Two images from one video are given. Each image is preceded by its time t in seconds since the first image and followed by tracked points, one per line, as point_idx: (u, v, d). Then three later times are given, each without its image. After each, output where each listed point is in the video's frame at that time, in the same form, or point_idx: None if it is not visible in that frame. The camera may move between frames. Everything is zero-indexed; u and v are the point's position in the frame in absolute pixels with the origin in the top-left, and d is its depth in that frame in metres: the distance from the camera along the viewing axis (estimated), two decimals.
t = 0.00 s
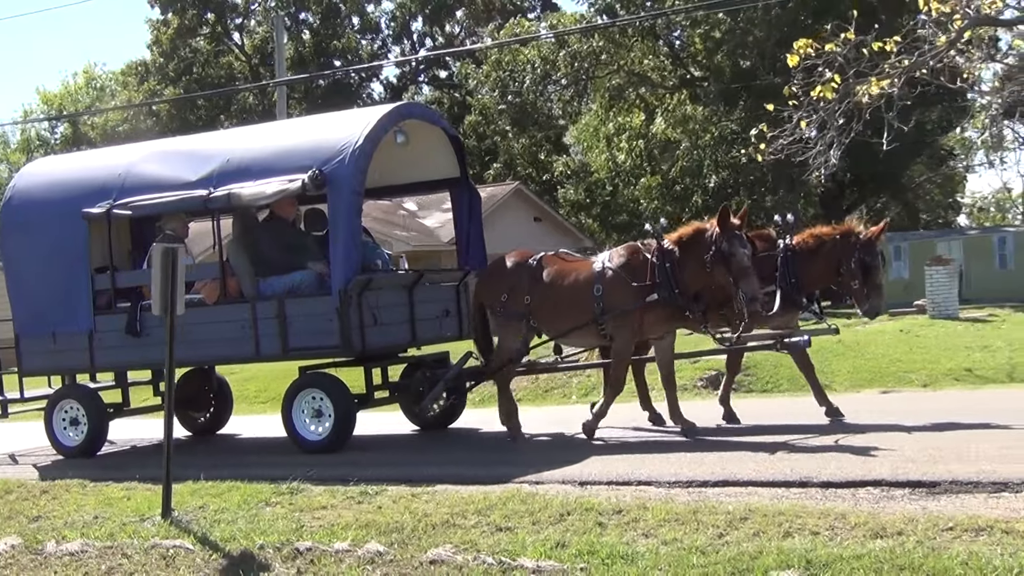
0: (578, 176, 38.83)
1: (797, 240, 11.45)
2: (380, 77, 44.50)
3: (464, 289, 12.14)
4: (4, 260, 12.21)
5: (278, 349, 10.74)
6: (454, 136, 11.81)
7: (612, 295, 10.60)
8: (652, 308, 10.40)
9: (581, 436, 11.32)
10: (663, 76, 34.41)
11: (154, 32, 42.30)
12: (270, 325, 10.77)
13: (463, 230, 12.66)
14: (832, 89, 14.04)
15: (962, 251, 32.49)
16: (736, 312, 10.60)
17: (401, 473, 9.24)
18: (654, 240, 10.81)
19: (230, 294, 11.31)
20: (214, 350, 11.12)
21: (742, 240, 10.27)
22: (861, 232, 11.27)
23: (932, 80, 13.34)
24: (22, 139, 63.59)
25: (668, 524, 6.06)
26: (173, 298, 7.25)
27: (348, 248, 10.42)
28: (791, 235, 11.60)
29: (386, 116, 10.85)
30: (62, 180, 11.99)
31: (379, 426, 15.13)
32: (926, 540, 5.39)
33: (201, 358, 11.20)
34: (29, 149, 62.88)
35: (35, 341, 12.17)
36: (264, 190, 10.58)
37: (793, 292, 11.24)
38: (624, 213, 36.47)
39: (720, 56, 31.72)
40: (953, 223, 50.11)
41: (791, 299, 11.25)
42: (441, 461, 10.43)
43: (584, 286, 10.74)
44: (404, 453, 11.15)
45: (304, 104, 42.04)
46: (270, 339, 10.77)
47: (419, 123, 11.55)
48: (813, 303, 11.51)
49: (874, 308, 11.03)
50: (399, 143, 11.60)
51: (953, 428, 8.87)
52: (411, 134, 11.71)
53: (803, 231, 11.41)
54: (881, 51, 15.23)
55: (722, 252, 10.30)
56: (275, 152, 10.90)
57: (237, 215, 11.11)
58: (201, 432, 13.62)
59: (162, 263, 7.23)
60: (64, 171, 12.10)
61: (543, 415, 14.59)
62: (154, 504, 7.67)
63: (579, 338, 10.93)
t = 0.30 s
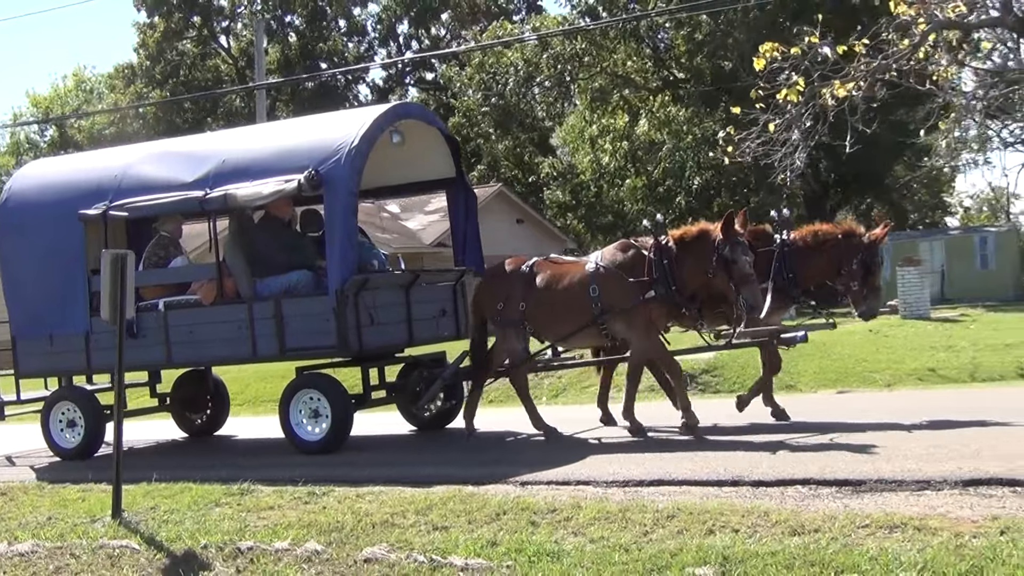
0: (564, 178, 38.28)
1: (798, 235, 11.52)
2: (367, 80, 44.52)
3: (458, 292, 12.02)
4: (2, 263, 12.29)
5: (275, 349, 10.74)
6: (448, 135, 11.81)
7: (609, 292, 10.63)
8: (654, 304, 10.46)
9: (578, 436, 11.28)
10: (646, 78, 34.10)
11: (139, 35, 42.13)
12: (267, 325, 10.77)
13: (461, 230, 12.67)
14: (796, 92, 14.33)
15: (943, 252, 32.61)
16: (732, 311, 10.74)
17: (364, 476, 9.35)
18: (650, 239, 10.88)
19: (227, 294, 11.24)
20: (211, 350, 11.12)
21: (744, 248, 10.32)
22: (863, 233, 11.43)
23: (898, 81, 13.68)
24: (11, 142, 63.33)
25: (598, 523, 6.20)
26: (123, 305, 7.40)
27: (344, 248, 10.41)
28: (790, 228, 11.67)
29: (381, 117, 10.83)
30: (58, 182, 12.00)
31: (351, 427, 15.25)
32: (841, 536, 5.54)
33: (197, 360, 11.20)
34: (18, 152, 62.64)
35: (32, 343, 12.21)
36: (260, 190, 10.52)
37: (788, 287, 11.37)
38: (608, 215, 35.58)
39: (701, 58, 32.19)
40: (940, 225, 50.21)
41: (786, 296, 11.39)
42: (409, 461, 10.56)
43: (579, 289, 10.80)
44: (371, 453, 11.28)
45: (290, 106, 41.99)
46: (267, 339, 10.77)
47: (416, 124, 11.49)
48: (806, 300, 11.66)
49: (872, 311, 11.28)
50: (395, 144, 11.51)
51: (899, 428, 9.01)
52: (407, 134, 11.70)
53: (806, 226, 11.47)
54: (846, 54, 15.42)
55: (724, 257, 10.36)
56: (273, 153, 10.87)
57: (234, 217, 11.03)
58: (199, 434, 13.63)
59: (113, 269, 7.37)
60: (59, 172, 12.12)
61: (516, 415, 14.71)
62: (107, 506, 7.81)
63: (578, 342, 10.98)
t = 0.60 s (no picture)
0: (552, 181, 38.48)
1: (793, 234, 11.27)
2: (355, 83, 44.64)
3: (459, 291, 11.92)
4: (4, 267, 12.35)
5: (274, 353, 10.63)
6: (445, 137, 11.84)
7: (608, 292, 10.51)
8: (652, 306, 10.32)
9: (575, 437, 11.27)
10: (630, 81, 34.19)
11: (129, 41, 42.23)
12: (265, 329, 10.66)
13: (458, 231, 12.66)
14: (763, 98, 14.60)
15: (927, 252, 32.73)
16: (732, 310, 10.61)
17: (327, 481, 9.47)
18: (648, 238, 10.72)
19: (226, 298, 11.16)
20: (209, 354, 11.05)
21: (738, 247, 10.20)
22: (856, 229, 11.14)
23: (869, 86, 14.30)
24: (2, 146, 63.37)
25: (532, 524, 6.36)
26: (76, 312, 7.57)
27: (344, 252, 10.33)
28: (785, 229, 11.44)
29: (380, 119, 10.74)
30: (58, 187, 12.06)
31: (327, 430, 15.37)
32: (762, 536, 5.69)
33: (195, 364, 11.15)
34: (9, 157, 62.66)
35: (31, 347, 12.27)
36: (258, 194, 10.41)
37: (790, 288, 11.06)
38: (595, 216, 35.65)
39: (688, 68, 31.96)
40: (928, 226, 50.33)
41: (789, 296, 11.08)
42: (377, 465, 10.67)
43: (575, 289, 10.68)
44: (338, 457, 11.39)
45: (279, 111, 42.09)
46: (266, 343, 10.66)
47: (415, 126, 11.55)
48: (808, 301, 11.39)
49: (873, 305, 10.93)
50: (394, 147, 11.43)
51: (848, 430, 9.16)
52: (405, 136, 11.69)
53: (799, 225, 11.23)
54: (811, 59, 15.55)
55: (719, 256, 10.21)
56: (271, 155, 10.81)
57: (232, 220, 11.02)
58: (198, 437, 13.55)
59: (64, 278, 7.54)
60: (60, 177, 12.17)
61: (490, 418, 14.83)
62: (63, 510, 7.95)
63: (576, 340, 10.90)
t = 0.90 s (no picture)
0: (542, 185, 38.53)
1: (792, 236, 11.46)
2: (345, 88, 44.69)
3: (459, 295, 11.81)
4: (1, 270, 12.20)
5: (275, 356, 10.69)
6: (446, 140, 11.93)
7: (604, 294, 10.88)
8: (643, 309, 10.65)
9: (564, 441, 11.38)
10: (617, 86, 34.43)
11: (120, 46, 42.37)
12: (266, 332, 10.72)
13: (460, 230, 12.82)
14: (734, 104, 14.82)
15: (913, 256, 32.92)
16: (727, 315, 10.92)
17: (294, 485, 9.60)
18: (647, 242, 11.10)
19: (227, 301, 11.24)
20: (211, 357, 11.06)
21: (740, 253, 10.63)
22: (856, 236, 11.34)
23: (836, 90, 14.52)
24: None
25: (471, 525, 6.51)
26: (34, 320, 7.77)
27: (344, 256, 10.40)
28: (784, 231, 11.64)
29: (379, 123, 10.80)
30: (58, 189, 11.97)
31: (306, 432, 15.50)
32: (689, 537, 5.83)
33: (196, 367, 11.15)
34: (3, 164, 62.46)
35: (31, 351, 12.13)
36: (259, 198, 10.54)
37: (786, 286, 11.21)
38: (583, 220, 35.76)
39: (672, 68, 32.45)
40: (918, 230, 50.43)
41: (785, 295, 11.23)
42: (346, 468, 10.82)
43: (574, 293, 11.10)
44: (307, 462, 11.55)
45: (270, 115, 42.20)
46: (267, 346, 10.72)
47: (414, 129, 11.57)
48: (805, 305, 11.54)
49: (867, 313, 11.10)
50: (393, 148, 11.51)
51: (803, 434, 9.31)
52: (405, 140, 11.78)
53: (799, 227, 11.44)
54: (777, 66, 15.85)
55: (722, 262, 10.63)
56: (270, 159, 10.89)
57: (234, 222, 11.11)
58: (200, 440, 13.60)
59: (22, 288, 7.73)
60: (58, 181, 12.08)
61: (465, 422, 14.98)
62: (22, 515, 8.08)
63: (570, 344, 11.34)
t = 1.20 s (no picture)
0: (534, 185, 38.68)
1: (791, 236, 11.25)
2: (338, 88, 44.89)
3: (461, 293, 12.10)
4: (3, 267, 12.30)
5: (276, 353, 10.73)
6: (449, 138, 11.93)
7: (607, 294, 10.76)
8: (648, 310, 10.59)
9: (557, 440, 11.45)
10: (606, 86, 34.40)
11: (114, 46, 42.57)
12: (267, 329, 10.76)
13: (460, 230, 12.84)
14: (709, 107, 14.94)
15: (902, 255, 33.16)
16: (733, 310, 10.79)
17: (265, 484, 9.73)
18: (651, 239, 10.97)
19: (228, 299, 11.25)
20: (212, 355, 11.13)
21: (744, 252, 10.39)
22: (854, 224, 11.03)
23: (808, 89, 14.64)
24: None
25: (414, 524, 6.66)
26: None
27: (344, 254, 10.43)
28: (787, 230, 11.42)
29: (380, 121, 10.84)
30: (59, 189, 12.08)
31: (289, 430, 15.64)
32: (621, 534, 5.99)
33: (198, 364, 11.21)
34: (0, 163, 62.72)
35: (33, 348, 12.24)
36: (259, 195, 10.58)
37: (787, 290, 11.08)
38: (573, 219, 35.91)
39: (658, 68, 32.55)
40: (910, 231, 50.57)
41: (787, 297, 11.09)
42: (320, 468, 10.94)
43: (577, 290, 10.94)
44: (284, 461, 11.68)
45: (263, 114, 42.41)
46: (268, 343, 10.76)
47: (416, 127, 11.60)
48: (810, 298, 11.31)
49: (867, 301, 10.74)
50: (394, 147, 11.50)
51: (764, 435, 9.44)
52: (407, 138, 11.80)
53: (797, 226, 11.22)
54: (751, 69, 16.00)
55: (725, 262, 10.45)
56: (271, 157, 10.95)
57: (238, 221, 11.16)
58: (201, 438, 13.67)
59: None
60: (61, 179, 12.20)
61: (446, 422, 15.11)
62: None
63: (575, 341, 11.19)
